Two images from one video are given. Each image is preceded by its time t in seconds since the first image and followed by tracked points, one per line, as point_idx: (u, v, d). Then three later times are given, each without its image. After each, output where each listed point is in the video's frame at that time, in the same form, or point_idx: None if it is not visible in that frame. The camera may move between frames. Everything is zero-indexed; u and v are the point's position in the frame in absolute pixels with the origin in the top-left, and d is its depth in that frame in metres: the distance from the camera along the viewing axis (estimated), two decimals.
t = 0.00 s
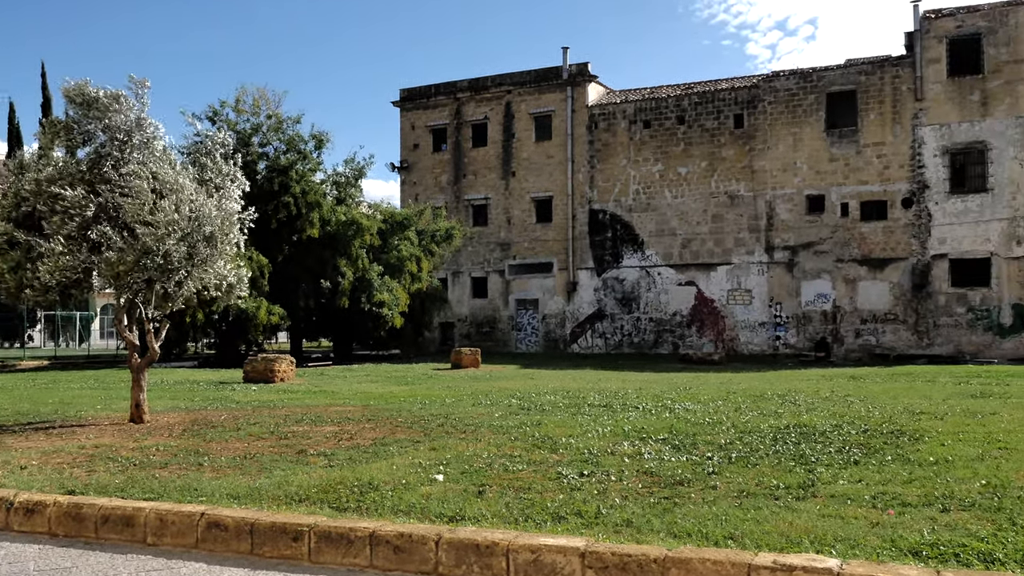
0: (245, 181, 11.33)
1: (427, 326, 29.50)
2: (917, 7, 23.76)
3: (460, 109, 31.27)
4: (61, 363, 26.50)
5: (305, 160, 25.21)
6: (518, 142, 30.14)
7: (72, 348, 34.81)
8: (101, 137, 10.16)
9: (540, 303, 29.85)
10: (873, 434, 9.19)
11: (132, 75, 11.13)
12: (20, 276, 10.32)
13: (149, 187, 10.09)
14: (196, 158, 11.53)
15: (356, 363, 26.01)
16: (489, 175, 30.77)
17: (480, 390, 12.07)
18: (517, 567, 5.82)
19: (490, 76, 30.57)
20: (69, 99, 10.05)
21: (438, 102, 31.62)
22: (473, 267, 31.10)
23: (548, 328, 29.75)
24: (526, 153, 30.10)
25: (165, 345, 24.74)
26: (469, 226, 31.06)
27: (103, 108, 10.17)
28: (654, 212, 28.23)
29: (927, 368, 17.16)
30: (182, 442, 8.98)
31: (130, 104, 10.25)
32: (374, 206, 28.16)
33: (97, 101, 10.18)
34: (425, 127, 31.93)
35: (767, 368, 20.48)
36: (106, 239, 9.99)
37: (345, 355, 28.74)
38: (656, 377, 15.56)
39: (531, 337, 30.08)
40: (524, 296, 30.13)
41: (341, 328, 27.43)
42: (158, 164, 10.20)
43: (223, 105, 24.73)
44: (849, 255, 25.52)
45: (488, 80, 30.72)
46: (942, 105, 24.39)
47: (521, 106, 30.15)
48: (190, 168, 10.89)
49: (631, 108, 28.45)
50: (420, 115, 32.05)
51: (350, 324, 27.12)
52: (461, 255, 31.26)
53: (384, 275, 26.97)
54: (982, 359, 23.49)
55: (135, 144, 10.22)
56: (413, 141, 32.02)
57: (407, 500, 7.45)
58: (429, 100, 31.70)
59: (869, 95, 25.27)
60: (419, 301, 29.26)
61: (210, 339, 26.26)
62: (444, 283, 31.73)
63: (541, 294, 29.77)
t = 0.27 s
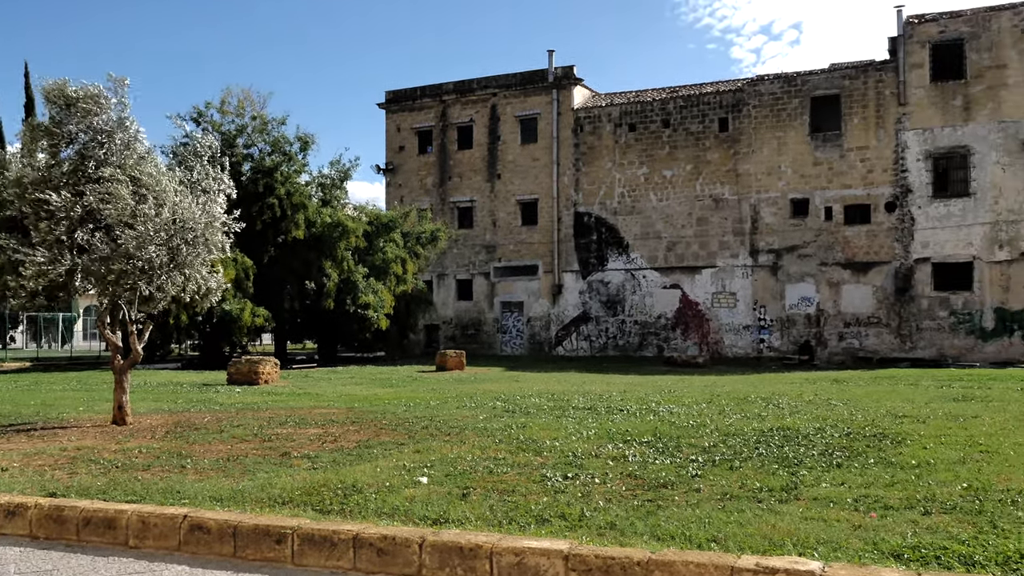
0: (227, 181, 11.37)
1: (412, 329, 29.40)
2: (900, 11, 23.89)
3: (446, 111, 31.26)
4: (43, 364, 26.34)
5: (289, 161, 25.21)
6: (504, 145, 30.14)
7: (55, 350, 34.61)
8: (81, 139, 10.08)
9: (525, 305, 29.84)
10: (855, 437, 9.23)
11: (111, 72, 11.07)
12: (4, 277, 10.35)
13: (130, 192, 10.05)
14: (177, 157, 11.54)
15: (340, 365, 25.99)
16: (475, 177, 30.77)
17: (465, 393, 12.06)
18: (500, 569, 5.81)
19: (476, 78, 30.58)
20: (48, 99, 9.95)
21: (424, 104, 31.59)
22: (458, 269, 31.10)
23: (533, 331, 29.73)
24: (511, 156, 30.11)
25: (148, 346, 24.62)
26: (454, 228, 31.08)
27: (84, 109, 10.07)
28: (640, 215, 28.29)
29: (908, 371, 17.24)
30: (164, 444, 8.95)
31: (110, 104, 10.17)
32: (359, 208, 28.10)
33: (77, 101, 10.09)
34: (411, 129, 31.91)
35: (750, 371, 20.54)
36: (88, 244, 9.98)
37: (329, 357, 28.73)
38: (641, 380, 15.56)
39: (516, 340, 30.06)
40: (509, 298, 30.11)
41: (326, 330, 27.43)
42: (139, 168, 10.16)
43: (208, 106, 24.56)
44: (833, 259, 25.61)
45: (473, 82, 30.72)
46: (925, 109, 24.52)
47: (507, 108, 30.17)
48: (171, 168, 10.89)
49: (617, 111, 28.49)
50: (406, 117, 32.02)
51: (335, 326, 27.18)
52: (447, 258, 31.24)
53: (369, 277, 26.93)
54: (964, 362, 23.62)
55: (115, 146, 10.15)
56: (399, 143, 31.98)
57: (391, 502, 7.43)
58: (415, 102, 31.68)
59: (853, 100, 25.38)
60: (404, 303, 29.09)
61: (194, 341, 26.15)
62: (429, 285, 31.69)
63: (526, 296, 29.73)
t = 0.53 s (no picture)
0: (219, 183, 11.40)
1: (403, 330, 29.74)
2: (891, 16, 23.98)
3: (438, 113, 31.25)
4: (34, 365, 26.26)
5: (281, 163, 25.36)
6: (496, 147, 30.14)
7: (45, 352, 34.51)
8: (71, 140, 10.11)
9: (516, 307, 29.82)
10: (846, 439, 9.26)
11: (98, 73, 11.11)
12: None
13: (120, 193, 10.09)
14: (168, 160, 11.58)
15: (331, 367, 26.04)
16: (467, 179, 30.77)
17: (457, 395, 12.05)
18: (491, 572, 5.81)
19: (468, 80, 30.57)
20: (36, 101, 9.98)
21: (416, 105, 31.56)
22: (450, 271, 31.06)
23: (525, 333, 29.71)
24: (503, 158, 30.11)
25: (139, 348, 24.57)
26: (446, 231, 31.05)
27: (74, 111, 10.11)
28: (631, 217, 28.31)
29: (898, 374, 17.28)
30: (155, 446, 8.93)
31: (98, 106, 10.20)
32: (352, 210, 28.05)
33: (67, 102, 10.11)
34: (403, 131, 31.89)
35: (740, 374, 20.57)
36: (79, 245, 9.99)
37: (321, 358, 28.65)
38: (633, 383, 15.55)
39: (507, 342, 30.03)
40: (501, 300, 30.09)
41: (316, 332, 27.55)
42: (129, 169, 10.19)
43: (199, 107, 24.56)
44: (824, 262, 25.66)
45: (466, 84, 30.72)
46: (916, 113, 24.59)
47: (499, 111, 30.17)
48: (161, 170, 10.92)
49: (609, 113, 28.52)
50: (397, 118, 31.99)
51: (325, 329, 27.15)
52: (438, 260, 31.21)
53: (361, 278, 26.92)
54: (954, 365, 23.69)
55: (105, 148, 10.18)
56: (391, 145, 31.96)
57: (382, 505, 7.43)
58: (407, 103, 31.65)
59: (844, 103, 25.44)
60: (397, 305, 29.55)
61: (184, 342, 26.09)
62: (421, 287, 31.64)
63: (518, 298, 29.73)
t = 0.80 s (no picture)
0: (207, 188, 11.46)
1: (393, 335, 29.48)
2: (878, 22, 24.13)
3: (427, 117, 31.26)
4: (20, 370, 26.14)
5: (271, 167, 25.24)
6: (485, 151, 30.17)
7: (33, 357, 34.37)
8: (58, 144, 10.11)
9: (506, 312, 29.82)
10: (834, 443, 9.29)
11: (83, 76, 11.09)
12: None
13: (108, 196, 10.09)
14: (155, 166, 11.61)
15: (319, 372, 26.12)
16: (456, 184, 30.77)
17: (446, 399, 12.05)
18: None
19: (458, 85, 30.61)
20: (21, 107, 9.99)
21: (405, 110, 31.56)
22: (439, 275, 31.03)
23: (514, 338, 29.71)
24: (492, 162, 30.13)
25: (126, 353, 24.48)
26: (435, 236, 31.05)
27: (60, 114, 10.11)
28: (620, 222, 28.35)
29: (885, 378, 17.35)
30: (142, 451, 8.91)
31: (85, 110, 10.23)
32: (341, 214, 28.00)
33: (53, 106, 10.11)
34: (392, 135, 31.89)
35: (728, 378, 20.61)
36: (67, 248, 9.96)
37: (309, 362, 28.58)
38: (622, 387, 15.57)
39: (496, 346, 30.00)
40: (490, 305, 30.07)
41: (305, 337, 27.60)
42: (116, 173, 10.21)
43: (188, 111, 24.44)
44: (812, 267, 25.74)
45: (455, 89, 30.76)
46: (903, 119, 24.73)
47: (489, 115, 30.20)
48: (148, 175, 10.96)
49: (598, 118, 28.58)
50: (387, 123, 31.99)
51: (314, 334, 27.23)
52: (427, 264, 31.17)
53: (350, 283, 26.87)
54: (941, 370, 23.76)
55: (92, 151, 10.19)
56: (380, 149, 31.96)
57: (370, 509, 7.42)
58: (396, 108, 31.66)
59: (832, 109, 25.56)
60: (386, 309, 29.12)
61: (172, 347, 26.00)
62: (410, 291, 31.58)
63: (507, 303, 29.74)
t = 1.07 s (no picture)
0: (194, 192, 11.43)
1: (381, 338, 29.49)
2: (864, 26, 24.25)
3: (415, 121, 31.25)
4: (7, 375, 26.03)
5: (257, 170, 25.10)
6: (473, 155, 30.17)
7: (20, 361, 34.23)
8: (44, 147, 10.10)
9: (494, 315, 29.82)
10: (821, 445, 9.32)
11: (69, 81, 11.08)
12: None
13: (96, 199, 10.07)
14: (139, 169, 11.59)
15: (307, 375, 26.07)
16: (444, 187, 30.76)
17: (434, 402, 12.05)
18: None
19: (446, 88, 30.62)
20: (7, 111, 10.00)
21: (393, 113, 31.56)
22: (427, 278, 31.00)
23: (502, 340, 29.72)
24: (480, 165, 30.14)
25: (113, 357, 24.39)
26: (423, 239, 31.04)
27: (45, 117, 10.11)
28: (608, 225, 28.39)
29: (871, 380, 17.41)
30: (129, 456, 8.88)
31: (71, 114, 10.25)
32: (329, 217, 27.94)
33: (38, 110, 10.11)
34: (380, 138, 31.88)
35: (716, 380, 20.66)
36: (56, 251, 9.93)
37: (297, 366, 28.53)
38: (610, 390, 15.58)
39: (485, 349, 30.00)
40: (478, 308, 30.05)
41: (294, 341, 27.53)
42: (103, 175, 10.20)
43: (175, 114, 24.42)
44: (799, 269, 25.82)
45: (443, 92, 30.76)
46: (889, 122, 24.84)
47: (477, 118, 30.21)
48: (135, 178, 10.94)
49: (586, 121, 28.63)
50: (375, 126, 31.97)
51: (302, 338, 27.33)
52: (416, 267, 31.15)
53: (338, 286, 26.82)
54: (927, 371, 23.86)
55: (78, 154, 10.18)
56: (368, 152, 31.93)
57: (358, 513, 7.40)
58: (384, 111, 31.65)
59: (819, 112, 25.66)
60: (374, 312, 28.99)
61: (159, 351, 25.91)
62: (399, 294, 31.53)
63: (495, 306, 29.73)
